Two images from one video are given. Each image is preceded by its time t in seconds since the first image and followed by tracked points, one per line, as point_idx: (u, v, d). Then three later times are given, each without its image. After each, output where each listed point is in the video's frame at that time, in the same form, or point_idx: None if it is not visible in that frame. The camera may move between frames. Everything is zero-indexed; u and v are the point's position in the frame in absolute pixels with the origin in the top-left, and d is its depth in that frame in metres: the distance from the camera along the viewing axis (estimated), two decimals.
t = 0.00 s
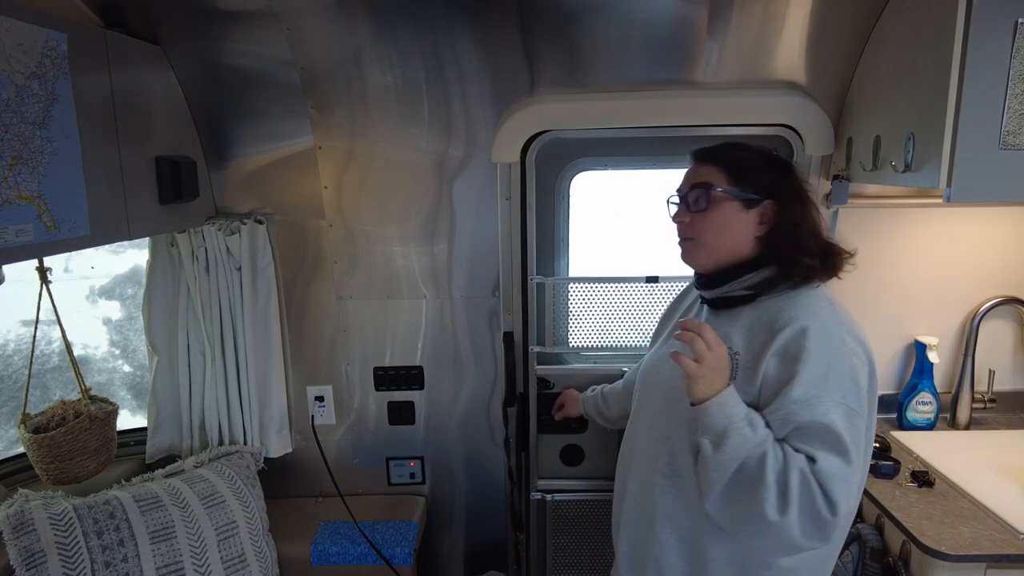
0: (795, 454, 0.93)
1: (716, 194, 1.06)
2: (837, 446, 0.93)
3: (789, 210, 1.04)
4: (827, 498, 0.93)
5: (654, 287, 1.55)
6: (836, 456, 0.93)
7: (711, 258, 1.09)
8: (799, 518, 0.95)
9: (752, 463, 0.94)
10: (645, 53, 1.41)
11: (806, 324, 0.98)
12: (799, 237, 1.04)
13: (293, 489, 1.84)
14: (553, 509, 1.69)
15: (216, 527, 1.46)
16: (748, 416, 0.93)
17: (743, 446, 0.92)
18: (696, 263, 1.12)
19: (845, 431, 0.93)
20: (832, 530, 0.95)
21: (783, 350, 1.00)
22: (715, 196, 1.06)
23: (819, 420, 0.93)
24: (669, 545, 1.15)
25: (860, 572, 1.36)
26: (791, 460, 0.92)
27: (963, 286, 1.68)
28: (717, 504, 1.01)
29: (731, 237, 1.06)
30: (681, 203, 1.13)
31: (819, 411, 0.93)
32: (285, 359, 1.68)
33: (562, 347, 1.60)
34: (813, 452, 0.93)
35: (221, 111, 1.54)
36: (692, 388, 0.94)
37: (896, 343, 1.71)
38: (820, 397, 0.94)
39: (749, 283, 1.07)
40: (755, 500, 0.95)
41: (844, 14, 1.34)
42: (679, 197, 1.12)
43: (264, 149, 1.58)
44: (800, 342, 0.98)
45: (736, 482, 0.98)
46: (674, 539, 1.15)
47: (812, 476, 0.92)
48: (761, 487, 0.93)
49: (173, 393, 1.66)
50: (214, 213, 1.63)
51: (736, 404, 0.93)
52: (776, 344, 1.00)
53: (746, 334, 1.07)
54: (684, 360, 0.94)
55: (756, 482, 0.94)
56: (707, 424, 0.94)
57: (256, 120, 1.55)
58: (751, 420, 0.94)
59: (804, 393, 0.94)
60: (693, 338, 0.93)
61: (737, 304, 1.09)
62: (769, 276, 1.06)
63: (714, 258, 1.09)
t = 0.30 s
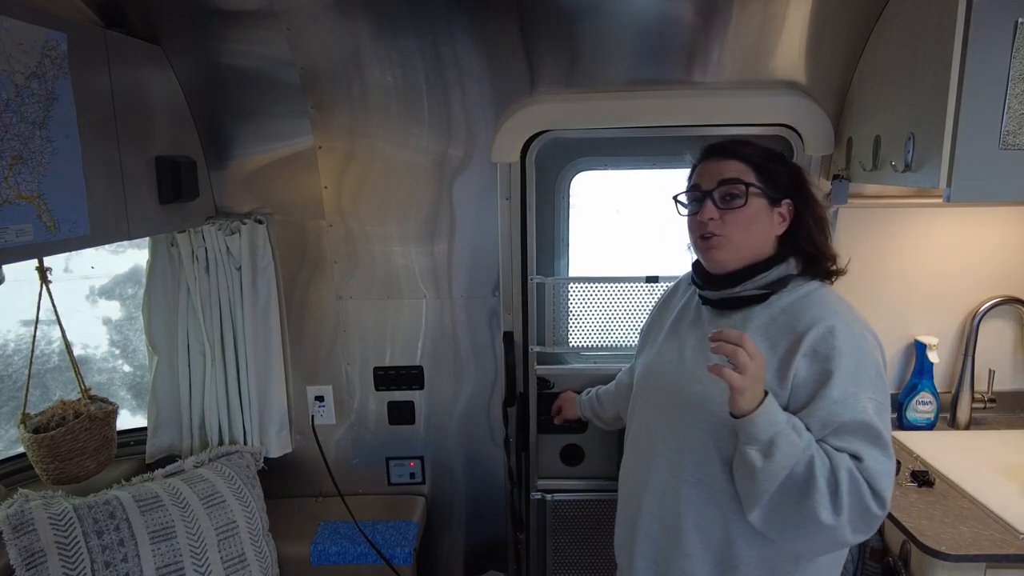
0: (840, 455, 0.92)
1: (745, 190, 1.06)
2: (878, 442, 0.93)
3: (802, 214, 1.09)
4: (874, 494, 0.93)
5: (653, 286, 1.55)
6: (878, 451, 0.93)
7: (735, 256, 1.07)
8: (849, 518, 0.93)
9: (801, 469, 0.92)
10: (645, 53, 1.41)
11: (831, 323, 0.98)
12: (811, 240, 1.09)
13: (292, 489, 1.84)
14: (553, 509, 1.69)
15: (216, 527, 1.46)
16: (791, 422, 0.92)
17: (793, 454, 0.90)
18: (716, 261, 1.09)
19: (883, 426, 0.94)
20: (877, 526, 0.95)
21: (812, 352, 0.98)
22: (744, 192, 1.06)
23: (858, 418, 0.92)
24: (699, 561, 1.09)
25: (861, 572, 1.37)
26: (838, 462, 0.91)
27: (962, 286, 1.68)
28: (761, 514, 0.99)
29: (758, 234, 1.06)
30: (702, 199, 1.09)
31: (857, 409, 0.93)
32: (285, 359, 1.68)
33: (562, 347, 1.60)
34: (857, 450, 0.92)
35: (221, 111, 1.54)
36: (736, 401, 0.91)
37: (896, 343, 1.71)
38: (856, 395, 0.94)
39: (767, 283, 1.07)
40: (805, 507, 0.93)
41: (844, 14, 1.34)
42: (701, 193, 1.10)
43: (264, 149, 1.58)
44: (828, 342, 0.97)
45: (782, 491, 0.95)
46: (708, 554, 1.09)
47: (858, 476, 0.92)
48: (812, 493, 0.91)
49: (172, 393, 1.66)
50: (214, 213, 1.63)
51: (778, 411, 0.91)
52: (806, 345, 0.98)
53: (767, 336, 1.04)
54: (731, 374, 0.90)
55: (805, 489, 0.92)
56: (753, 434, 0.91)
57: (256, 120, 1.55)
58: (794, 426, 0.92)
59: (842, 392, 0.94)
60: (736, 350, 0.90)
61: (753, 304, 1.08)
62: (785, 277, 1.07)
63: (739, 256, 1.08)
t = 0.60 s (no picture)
0: (866, 456, 0.92)
1: (747, 193, 1.05)
2: (901, 441, 0.93)
3: (803, 215, 1.09)
4: (900, 493, 0.93)
5: (653, 286, 1.55)
6: (902, 450, 0.93)
7: (741, 260, 1.06)
8: (878, 518, 0.93)
9: (829, 472, 0.91)
10: (645, 53, 1.41)
11: (846, 324, 0.99)
12: (813, 241, 1.09)
13: (292, 489, 1.84)
14: (553, 510, 1.69)
15: (216, 527, 1.46)
16: (817, 425, 0.91)
17: (822, 457, 0.89)
18: (723, 266, 1.07)
19: (904, 423, 0.94)
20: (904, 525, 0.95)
21: (830, 354, 0.98)
22: (746, 195, 1.05)
23: (881, 417, 0.93)
24: (716, 566, 1.08)
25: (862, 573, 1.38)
26: (865, 463, 0.91)
27: (963, 286, 1.68)
28: (788, 518, 0.98)
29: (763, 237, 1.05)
30: (704, 205, 1.08)
31: (880, 409, 0.93)
32: (285, 359, 1.68)
33: (562, 347, 1.60)
34: (882, 450, 0.93)
35: (221, 111, 1.54)
36: (762, 409, 0.90)
37: (896, 343, 1.71)
38: (877, 394, 0.94)
39: (774, 286, 1.06)
40: (834, 510, 0.93)
41: (844, 13, 1.34)
42: (703, 198, 1.08)
43: (264, 149, 1.58)
44: (845, 342, 0.97)
45: (810, 495, 0.94)
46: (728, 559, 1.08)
47: (886, 475, 0.92)
48: (842, 496, 0.91)
49: (172, 393, 1.66)
50: (214, 213, 1.63)
51: (804, 415, 0.90)
52: (824, 347, 0.98)
53: (782, 339, 1.04)
54: (759, 382, 0.88)
55: (835, 492, 0.91)
56: (781, 441, 0.90)
57: (256, 120, 1.55)
58: (820, 429, 0.91)
59: (863, 392, 0.94)
60: (764, 357, 0.89)
61: (760, 307, 1.07)
62: (791, 280, 1.07)
63: (746, 259, 1.06)
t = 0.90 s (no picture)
0: (879, 455, 0.92)
1: (753, 195, 1.05)
2: (914, 440, 0.93)
3: (809, 214, 1.09)
4: (913, 492, 0.93)
5: (653, 287, 1.55)
6: (915, 449, 0.94)
7: (750, 261, 1.06)
8: (893, 518, 0.94)
9: (843, 472, 0.91)
10: (644, 53, 1.41)
11: (857, 323, 0.99)
12: (820, 240, 1.09)
13: (292, 489, 1.84)
14: (553, 510, 1.69)
15: (216, 527, 1.46)
16: (830, 427, 0.91)
17: (836, 458, 0.89)
18: (731, 268, 1.07)
19: (917, 422, 0.95)
20: (917, 524, 0.96)
21: (841, 353, 0.98)
22: (753, 196, 1.05)
23: (894, 416, 0.93)
24: (720, 567, 1.08)
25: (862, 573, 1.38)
26: (879, 462, 0.91)
27: (962, 285, 1.68)
28: (801, 520, 0.97)
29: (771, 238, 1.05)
30: (711, 207, 1.08)
31: (892, 408, 0.93)
32: (285, 359, 1.68)
33: (562, 347, 1.60)
34: (896, 449, 0.93)
35: (220, 111, 1.54)
36: (777, 410, 0.89)
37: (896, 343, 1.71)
38: (890, 393, 0.94)
39: (781, 287, 1.06)
40: (849, 511, 0.93)
41: (844, 14, 1.34)
42: (709, 200, 1.08)
43: (264, 149, 1.58)
44: (857, 342, 0.97)
45: (824, 496, 0.94)
46: (737, 561, 1.07)
47: (899, 474, 0.92)
48: (855, 496, 0.91)
49: (172, 393, 1.66)
50: (214, 213, 1.63)
51: (816, 416, 0.90)
52: (835, 346, 0.98)
53: (791, 339, 1.04)
54: (772, 382, 0.88)
55: (849, 493, 0.91)
56: (793, 442, 0.90)
57: (256, 120, 1.55)
58: (834, 430, 0.91)
59: (876, 392, 0.94)
60: (777, 358, 0.88)
61: (768, 308, 1.07)
62: (799, 280, 1.06)
63: (755, 261, 1.06)
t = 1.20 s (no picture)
0: (885, 454, 0.92)
1: (766, 190, 1.05)
2: (922, 439, 0.93)
3: (819, 215, 1.10)
4: (920, 491, 0.93)
5: (654, 287, 1.55)
6: (922, 447, 0.93)
7: (759, 258, 1.06)
8: (900, 517, 0.93)
9: (849, 471, 0.91)
10: (644, 53, 1.42)
11: (862, 321, 0.99)
12: (828, 242, 1.09)
13: (292, 489, 1.84)
14: (553, 509, 1.69)
15: (216, 527, 1.46)
16: (835, 424, 0.91)
17: (841, 455, 0.89)
18: (740, 263, 1.06)
19: (924, 421, 0.94)
20: (925, 523, 0.95)
21: (847, 351, 0.98)
22: (765, 192, 1.05)
23: (900, 414, 0.93)
24: (722, 567, 1.08)
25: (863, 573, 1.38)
26: (885, 461, 0.91)
27: (962, 285, 1.68)
28: (807, 520, 0.97)
29: (781, 235, 1.05)
30: (722, 201, 1.08)
31: (898, 406, 0.93)
32: (285, 359, 1.68)
33: (562, 347, 1.60)
34: (903, 448, 0.93)
35: (220, 111, 1.54)
36: (782, 406, 0.90)
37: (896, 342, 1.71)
38: (895, 391, 0.94)
39: (788, 286, 1.06)
40: (855, 510, 0.93)
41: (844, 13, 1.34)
42: (722, 194, 1.08)
43: (264, 149, 1.58)
44: (862, 339, 0.97)
45: (830, 495, 0.94)
46: (738, 561, 1.07)
47: (906, 473, 0.92)
48: (862, 495, 0.91)
49: (172, 393, 1.66)
50: (214, 213, 1.63)
51: (821, 414, 0.90)
52: (840, 344, 0.98)
53: (797, 338, 1.04)
54: (776, 379, 0.88)
55: (855, 492, 0.91)
56: (799, 440, 0.90)
57: (256, 120, 1.55)
58: (839, 428, 0.91)
59: (882, 389, 0.94)
60: (781, 354, 0.88)
61: (773, 308, 1.07)
62: (805, 279, 1.06)
63: (764, 258, 1.06)
